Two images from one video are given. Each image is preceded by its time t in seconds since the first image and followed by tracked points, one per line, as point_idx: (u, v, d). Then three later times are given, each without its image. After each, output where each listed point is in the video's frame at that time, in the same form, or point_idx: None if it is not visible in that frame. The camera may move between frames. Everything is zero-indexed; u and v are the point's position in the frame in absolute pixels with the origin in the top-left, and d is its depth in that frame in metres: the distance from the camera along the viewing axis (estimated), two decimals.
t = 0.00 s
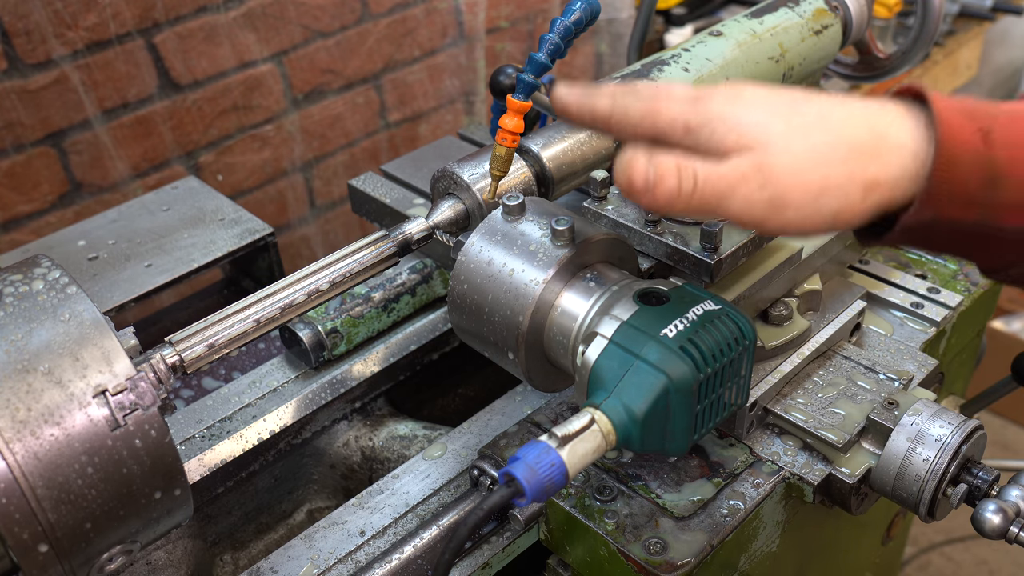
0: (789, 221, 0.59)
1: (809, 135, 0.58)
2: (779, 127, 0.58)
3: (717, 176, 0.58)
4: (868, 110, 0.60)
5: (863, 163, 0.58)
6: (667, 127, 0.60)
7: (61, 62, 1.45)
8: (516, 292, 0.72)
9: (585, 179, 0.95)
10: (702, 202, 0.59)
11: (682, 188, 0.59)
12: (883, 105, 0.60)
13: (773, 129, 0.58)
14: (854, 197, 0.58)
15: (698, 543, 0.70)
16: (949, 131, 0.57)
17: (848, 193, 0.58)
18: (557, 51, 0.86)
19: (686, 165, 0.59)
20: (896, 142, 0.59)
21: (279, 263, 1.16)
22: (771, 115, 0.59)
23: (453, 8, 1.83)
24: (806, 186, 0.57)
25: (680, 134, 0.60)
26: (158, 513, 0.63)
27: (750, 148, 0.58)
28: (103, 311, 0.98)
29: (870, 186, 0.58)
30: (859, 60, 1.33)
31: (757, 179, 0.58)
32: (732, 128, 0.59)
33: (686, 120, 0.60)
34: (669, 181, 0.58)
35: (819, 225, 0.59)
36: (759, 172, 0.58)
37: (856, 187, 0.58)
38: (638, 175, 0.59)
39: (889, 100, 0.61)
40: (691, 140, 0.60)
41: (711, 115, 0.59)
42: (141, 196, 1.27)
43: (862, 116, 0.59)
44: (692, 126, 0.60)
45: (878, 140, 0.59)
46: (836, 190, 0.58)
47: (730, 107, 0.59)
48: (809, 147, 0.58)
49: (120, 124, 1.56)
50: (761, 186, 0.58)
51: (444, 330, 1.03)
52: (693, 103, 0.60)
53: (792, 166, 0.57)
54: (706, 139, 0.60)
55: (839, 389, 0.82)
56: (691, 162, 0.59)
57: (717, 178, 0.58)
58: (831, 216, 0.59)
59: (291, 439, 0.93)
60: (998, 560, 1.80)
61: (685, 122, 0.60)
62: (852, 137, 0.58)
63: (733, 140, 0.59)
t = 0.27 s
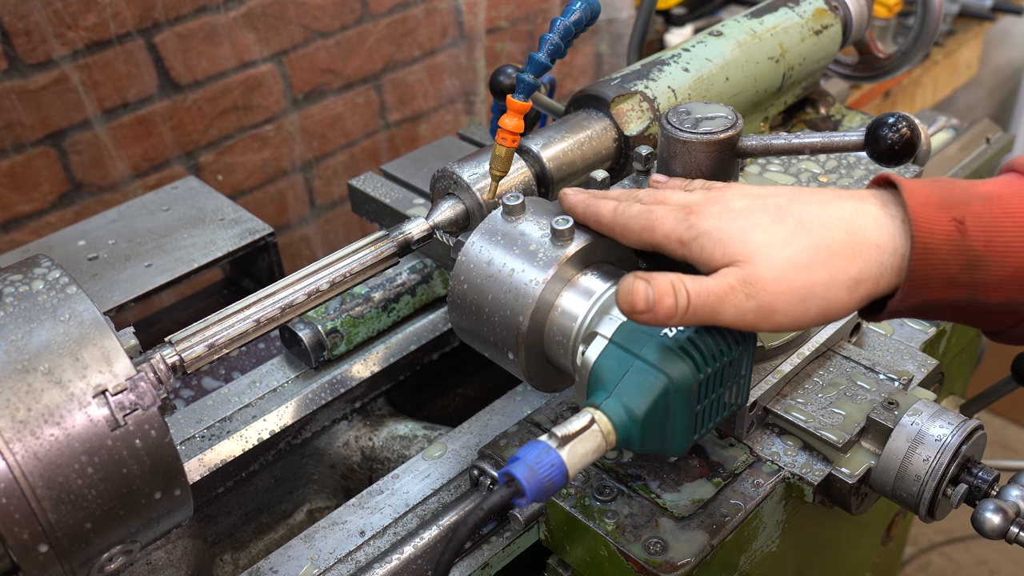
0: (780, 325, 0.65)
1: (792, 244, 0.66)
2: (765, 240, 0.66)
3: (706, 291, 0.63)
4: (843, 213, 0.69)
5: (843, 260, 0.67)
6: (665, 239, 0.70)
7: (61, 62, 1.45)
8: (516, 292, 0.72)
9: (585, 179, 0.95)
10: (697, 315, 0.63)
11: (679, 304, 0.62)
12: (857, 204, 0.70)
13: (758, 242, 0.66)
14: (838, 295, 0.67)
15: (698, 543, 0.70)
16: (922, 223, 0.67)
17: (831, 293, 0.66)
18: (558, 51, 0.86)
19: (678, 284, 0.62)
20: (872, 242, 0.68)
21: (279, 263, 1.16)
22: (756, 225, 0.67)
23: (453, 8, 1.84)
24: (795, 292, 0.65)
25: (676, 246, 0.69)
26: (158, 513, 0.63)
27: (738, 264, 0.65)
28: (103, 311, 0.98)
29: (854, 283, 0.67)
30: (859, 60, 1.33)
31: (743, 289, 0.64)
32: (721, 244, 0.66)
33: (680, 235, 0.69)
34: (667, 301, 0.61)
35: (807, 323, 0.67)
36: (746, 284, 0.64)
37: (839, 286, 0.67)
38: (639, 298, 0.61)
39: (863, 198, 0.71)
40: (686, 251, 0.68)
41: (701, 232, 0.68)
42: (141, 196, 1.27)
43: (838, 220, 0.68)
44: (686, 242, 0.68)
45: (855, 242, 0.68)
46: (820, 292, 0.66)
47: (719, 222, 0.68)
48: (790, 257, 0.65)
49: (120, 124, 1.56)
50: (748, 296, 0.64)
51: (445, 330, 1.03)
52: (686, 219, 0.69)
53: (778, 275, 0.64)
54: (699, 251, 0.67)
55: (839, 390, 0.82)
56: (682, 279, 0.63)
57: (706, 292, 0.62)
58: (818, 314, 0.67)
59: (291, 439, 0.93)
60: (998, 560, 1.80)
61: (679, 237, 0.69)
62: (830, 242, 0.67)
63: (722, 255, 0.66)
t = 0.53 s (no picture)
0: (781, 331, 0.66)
1: (792, 252, 0.66)
2: (766, 248, 0.66)
3: (709, 299, 0.63)
4: (843, 220, 0.69)
5: (844, 268, 0.67)
6: (666, 246, 0.70)
7: (61, 62, 1.45)
8: (516, 292, 0.72)
9: (585, 179, 0.95)
10: (699, 324, 0.63)
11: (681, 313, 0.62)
12: (857, 211, 0.70)
13: (760, 249, 0.66)
14: (839, 303, 0.67)
15: (698, 543, 0.70)
16: (921, 232, 0.67)
17: (832, 301, 0.67)
18: (558, 51, 0.86)
19: (680, 293, 0.62)
20: (871, 250, 0.68)
21: (279, 263, 1.16)
22: (757, 232, 0.67)
23: (453, 8, 1.84)
24: (796, 300, 0.65)
25: (677, 252, 0.69)
26: (158, 513, 0.63)
27: (739, 272, 0.65)
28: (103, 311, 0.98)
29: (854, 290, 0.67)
30: (859, 60, 1.33)
31: (744, 297, 0.64)
32: (722, 252, 0.67)
33: (681, 242, 0.69)
34: (670, 309, 0.62)
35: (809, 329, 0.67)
36: (747, 292, 0.64)
37: (840, 294, 0.67)
38: (642, 308, 0.61)
39: (863, 205, 0.71)
40: (686, 258, 0.69)
41: (701, 239, 0.68)
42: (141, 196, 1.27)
43: (839, 227, 0.69)
44: (686, 248, 0.68)
45: (855, 250, 0.68)
46: (821, 299, 0.66)
47: (720, 228, 0.68)
48: (791, 264, 0.65)
49: (120, 124, 1.56)
50: (749, 303, 0.64)
51: (445, 330, 1.03)
52: (686, 226, 0.69)
53: (779, 283, 0.65)
54: (700, 258, 0.68)
55: (840, 390, 0.82)
56: (683, 287, 0.63)
57: (709, 300, 0.63)
58: (819, 321, 0.67)
59: (291, 439, 0.93)
60: (998, 560, 1.80)
61: (679, 244, 0.69)
62: (830, 250, 0.67)
63: (722, 263, 0.66)
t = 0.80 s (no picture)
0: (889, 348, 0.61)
1: (919, 263, 0.60)
2: (892, 251, 0.60)
3: (819, 304, 0.58)
4: (973, 246, 0.63)
5: (969, 297, 0.62)
6: (778, 221, 0.63)
7: (61, 62, 1.45)
8: (516, 292, 0.72)
9: (585, 179, 0.95)
10: (801, 324, 0.58)
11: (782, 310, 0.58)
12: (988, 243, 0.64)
13: (894, 253, 0.60)
14: (957, 331, 0.62)
15: (698, 543, 0.70)
16: None
17: (951, 328, 0.62)
18: (557, 51, 0.86)
19: (786, 289, 0.58)
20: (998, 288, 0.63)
21: (279, 263, 1.16)
22: (888, 230, 0.61)
23: (453, 8, 1.84)
24: (916, 319, 0.60)
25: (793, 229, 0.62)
26: (158, 513, 0.63)
27: (864, 276, 0.59)
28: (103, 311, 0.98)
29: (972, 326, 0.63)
30: (859, 60, 1.33)
31: (863, 305, 0.59)
32: (839, 248, 0.60)
33: (800, 218, 0.62)
34: (769, 305, 0.57)
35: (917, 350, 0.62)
36: (867, 301, 0.59)
37: (960, 322, 0.62)
38: (738, 299, 0.57)
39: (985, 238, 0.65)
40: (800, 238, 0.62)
41: (827, 220, 0.61)
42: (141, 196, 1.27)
43: (969, 252, 0.63)
44: (808, 228, 0.62)
45: (983, 282, 0.62)
46: (938, 326, 0.61)
47: (848, 214, 0.61)
48: (921, 278, 0.60)
49: (120, 124, 1.56)
50: (867, 313, 0.59)
51: (445, 330, 1.03)
52: (807, 202, 0.62)
53: (908, 298, 0.60)
54: (820, 245, 0.61)
55: (839, 390, 0.82)
56: (790, 283, 0.58)
57: (819, 306, 0.58)
58: (932, 346, 0.62)
59: (291, 439, 0.93)
60: (998, 560, 1.80)
61: (801, 221, 0.62)
62: (961, 275, 0.62)
63: (851, 257, 0.60)
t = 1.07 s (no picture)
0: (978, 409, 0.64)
1: None
2: (1009, 321, 0.62)
3: (919, 355, 0.61)
4: None
5: None
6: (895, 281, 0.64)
7: (61, 62, 1.45)
8: (516, 292, 0.72)
9: (585, 179, 0.95)
10: (898, 372, 0.62)
11: (879, 356, 0.61)
12: None
13: (1004, 323, 0.62)
14: None
15: (698, 543, 0.70)
16: None
17: None
18: (557, 51, 0.86)
19: (887, 338, 0.61)
20: None
21: (279, 263, 1.16)
22: (996, 301, 0.63)
23: (453, 8, 1.84)
24: (1013, 386, 0.63)
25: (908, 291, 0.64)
26: (158, 513, 0.63)
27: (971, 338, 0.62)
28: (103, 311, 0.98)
29: None
30: (859, 60, 1.33)
31: (961, 364, 0.62)
32: (965, 308, 0.62)
33: (917, 281, 0.64)
34: (864, 347, 0.61)
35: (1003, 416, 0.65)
36: (967, 361, 0.62)
37: None
38: (832, 335, 0.62)
39: None
40: (916, 300, 0.64)
41: (943, 284, 0.63)
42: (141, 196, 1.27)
43: None
44: (922, 290, 0.63)
45: None
46: None
47: (959, 279, 0.63)
48: None
49: (120, 124, 1.56)
50: (964, 372, 0.62)
51: (445, 330, 1.03)
52: (925, 265, 0.64)
53: (1009, 361, 0.62)
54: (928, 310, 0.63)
55: (839, 390, 0.82)
56: (893, 331, 0.62)
57: (918, 356, 0.61)
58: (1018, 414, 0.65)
59: (290, 439, 0.93)
60: (998, 559, 1.80)
61: (915, 282, 0.64)
62: None
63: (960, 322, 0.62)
